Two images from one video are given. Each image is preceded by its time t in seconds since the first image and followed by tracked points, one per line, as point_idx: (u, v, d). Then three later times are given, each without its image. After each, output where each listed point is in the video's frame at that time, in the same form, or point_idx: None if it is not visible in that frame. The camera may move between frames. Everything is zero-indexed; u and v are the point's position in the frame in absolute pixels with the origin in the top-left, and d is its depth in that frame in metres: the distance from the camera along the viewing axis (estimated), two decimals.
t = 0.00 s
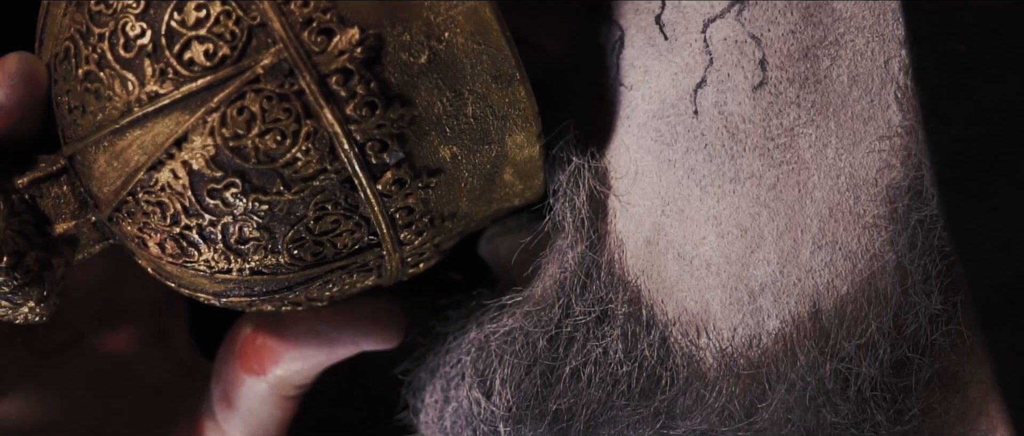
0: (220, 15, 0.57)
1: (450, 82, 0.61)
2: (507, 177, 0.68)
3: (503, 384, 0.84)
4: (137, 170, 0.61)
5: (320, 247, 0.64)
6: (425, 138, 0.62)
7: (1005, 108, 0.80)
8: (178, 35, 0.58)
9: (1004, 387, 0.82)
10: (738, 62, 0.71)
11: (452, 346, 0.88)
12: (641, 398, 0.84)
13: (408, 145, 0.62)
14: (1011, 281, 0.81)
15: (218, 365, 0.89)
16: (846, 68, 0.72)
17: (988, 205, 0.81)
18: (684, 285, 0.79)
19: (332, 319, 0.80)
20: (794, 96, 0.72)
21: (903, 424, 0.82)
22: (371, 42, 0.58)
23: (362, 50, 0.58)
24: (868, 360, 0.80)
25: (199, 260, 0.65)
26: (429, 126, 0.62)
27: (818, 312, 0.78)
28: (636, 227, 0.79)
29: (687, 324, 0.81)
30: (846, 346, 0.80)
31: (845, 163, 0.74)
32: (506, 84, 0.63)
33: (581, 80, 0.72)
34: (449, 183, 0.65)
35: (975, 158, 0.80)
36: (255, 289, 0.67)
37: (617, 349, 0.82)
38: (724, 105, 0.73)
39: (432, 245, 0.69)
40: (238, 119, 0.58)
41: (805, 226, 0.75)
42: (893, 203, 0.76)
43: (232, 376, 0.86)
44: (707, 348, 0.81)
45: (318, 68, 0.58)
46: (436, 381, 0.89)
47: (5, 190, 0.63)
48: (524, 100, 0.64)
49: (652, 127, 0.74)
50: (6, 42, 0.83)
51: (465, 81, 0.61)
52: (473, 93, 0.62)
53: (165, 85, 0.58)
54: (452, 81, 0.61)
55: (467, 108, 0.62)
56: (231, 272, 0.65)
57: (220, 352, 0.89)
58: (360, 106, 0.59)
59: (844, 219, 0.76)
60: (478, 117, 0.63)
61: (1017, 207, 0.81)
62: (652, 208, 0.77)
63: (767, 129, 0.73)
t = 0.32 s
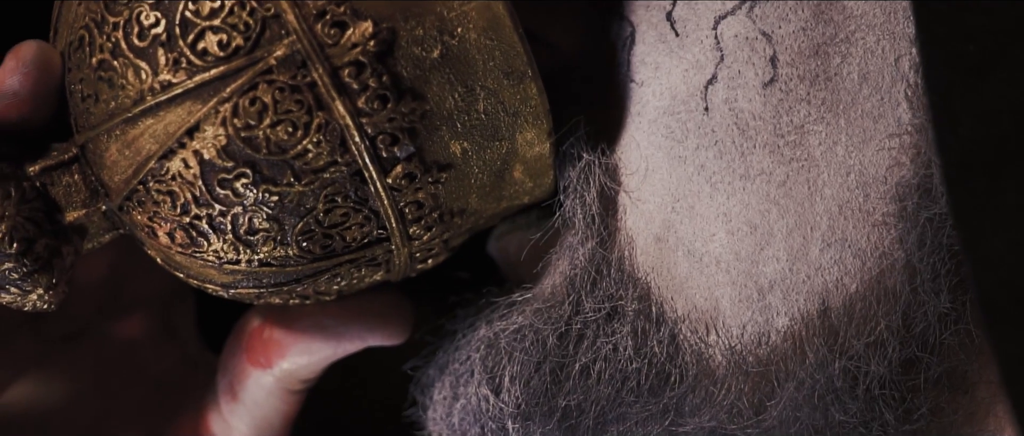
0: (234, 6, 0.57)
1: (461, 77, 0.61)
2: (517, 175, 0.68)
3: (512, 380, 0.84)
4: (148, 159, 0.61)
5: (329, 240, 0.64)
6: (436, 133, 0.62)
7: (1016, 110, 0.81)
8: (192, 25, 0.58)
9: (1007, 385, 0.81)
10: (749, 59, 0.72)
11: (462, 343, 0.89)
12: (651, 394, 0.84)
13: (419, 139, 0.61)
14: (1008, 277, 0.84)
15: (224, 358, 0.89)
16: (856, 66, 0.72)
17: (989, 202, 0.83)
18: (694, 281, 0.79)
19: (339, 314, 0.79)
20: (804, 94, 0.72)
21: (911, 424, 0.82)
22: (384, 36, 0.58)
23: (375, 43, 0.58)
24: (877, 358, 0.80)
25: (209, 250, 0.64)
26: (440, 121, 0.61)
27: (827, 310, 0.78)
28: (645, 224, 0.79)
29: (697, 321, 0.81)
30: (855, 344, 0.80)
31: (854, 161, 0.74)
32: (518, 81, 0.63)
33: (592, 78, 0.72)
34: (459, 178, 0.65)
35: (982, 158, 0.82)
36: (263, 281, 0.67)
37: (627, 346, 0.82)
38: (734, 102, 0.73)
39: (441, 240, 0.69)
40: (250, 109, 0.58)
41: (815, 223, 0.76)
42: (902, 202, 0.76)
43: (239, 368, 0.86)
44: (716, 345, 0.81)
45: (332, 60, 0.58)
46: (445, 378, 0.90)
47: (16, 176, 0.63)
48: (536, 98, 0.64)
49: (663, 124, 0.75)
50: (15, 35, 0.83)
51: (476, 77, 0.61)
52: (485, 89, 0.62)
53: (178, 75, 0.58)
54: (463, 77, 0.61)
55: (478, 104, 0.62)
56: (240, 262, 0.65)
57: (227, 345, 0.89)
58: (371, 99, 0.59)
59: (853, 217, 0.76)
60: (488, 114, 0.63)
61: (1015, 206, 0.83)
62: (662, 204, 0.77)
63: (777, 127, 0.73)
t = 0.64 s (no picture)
0: None
1: (471, 72, 0.60)
2: (525, 173, 0.68)
3: (520, 384, 0.83)
4: (157, 147, 0.61)
5: (335, 233, 0.63)
6: (445, 128, 0.61)
7: None
8: (203, 14, 0.57)
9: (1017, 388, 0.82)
10: (757, 60, 0.71)
11: (470, 347, 0.88)
12: (658, 397, 0.84)
13: (427, 133, 0.61)
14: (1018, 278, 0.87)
15: (229, 352, 0.89)
16: (865, 68, 0.72)
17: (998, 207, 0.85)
18: (702, 284, 0.79)
19: (344, 309, 0.79)
20: (812, 95, 0.72)
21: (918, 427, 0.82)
22: (394, 29, 0.58)
23: (385, 36, 0.57)
24: (884, 363, 0.80)
25: (215, 240, 0.64)
26: (448, 116, 0.61)
27: (835, 313, 0.78)
28: (654, 227, 0.78)
29: (705, 324, 0.80)
30: (862, 347, 0.79)
31: (862, 164, 0.74)
32: (527, 78, 0.62)
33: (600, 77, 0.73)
34: (467, 174, 0.64)
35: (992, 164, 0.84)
36: (269, 272, 0.66)
37: (635, 349, 0.82)
38: (743, 103, 0.73)
39: (448, 237, 0.68)
40: (259, 99, 0.57)
41: (822, 226, 0.75)
42: (909, 205, 0.76)
43: (243, 362, 0.86)
44: (724, 348, 0.81)
45: (341, 54, 0.57)
46: (453, 381, 0.91)
47: (27, 163, 0.63)
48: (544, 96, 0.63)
49: (672, 125, 0.74)
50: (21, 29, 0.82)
51: (485, 73, 0.61)
52: (494, 85, 0.61)
53: (188, 64, 0.58)
54: (472, 71, 0.60)
55: (487, 100, 0.62)
56: (245, 253, 0.64)
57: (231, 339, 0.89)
58: (380, 91, 0.58)
59: (861, 220, 0.75)
60: (497, 109, 0.62)
61: None
62: (671, 206, 0.77)
63: (786, 128, 0.73)
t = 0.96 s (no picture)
0: None
1: (481, 66, 0.60)
2: (533, 170, 0.68)
3: (525, 381, 0.83)
4: (166, 132, 0.60)
5: (342, 225, 0.63)
6: (453, 121, 0.61)
7: None
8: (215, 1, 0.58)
9: None
10: (768, 57, 0.72)
11: (475, 345, 0.88)
12: (664, 393, 0.83)
13: (436, 125, 0.60)
14: None
15: (233, 342, 0.89)
16: (875, 67, 0.72)
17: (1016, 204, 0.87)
18: (710, 279, 0.78)
19: (350, 302, 0.79)
20: (822, 93, 0.72)
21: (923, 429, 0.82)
22: (405, 21, 0.58)
23: (396, 27, 0.58)
24: (890, 362, 0.80)
25: (221, 228, 0.64)
26: (458, 109, 0.60)
27: (841, 312, 0.78)
28: (662, 223, 0.79)
29: (711, 321, 0.80)
30: (868, 346, 0.79)
31: (870, 163, 0.74)
32: (537, 73, 0.62)
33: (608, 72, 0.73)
34: (475, 169, 0.64)
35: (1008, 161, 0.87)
36: (274, 262, 0.66)
37: (641, 344, 0.82)
38: (753, 100, 0.73)
39: (455, 232, 0.68)
40: (269, 86, 0.58)
41: (829, 223, 0.75)
42: (917, 204, 0.76)
43: (246, 353, 0.86)
44: (729, 346, 0.81)
45: (351, 44, 0.57)
46: (458, 378, 0.91)
47: (38, 147, 0.63)
48: (554, 92, 0.64)
49: (682, 121, 0.74)
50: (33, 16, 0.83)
51: (495, 68, 0.61)
52: (503, 80, 0.61)
53: (200, 50, 0.58)
54: (481, 64, 0.60)
55: (497, 95, 0.61)
56: (251, 242, 0.64)
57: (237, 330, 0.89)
58: (390, 82, 0.58)
59: (868, 219, 0.75)
60: (507, 104, 0.62)
61: None
62: (680, 203, 0.77)
63: (794, 126, 0.73)
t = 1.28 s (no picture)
0: None
1: (491, 52, 0.60)
2: (541, 160, 0.68)
3: (532, 371, 0.84)
4: (175, 112, 0.61)
5: (349, 210, 0.63)
6: (462, 108, 0.61)
7: None
8: None
9: None
10: (780, 50, 0.71)
11: (481, 336, 0.89)
12: (671, 385, 0.84)
13: (444, 112, 0.61)
14: None
15: (238, 329, 0.89)
16: (888, 62, 0.72)
17: None
18: (718, 271, 0.79)
19: (356, 289, 0.79)
20: (834, 87, 0.72)
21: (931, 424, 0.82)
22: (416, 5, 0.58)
23: (407, 12, 0.58)
24: (898, 357, 0.80)
25: (228, 210, 0.64)
26: (467, 96, 0.61)
27: (850, 305, 0.78)
28: (673, 215, 0.79)
29: (720, 313, 0.80)
30: (876, 340, 0.80)
31: (881, 157, 0.74)
32: (547, 62, 0.62)
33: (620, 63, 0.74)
34: (483, 157, 0.64)
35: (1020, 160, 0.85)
36: (279, 246, 0.66)
37: (649, 336, 0.82)
38: (765, 93, 0.73)
39: (461, 221, 0.68)
40: (279, 68, 0.58)
41: (840, 217, 0.75)
42: (928, 200, 0.76)
43: (251, 340, 0.86)
44: (737, 339, 0.81)
45: (362, 28, 0.58)
46: (464, 369, 0.91)
47: (48, 126, 0.64)
48: (563, 82, 0.64)
49: (693, 113, 0.75)
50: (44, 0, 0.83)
51: (505, 55, 0.61)
52: (513, 68, 0.61)
53: (211, 30, 0.58)
54: (491, 51, 0.60)
55: (507, 82, 0.62)
56: (257, 225, 0.64)
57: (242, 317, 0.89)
58: (399, 67, 0.58)
59: (879, 213, 0.75)
60: (516, 93, 0.62)
61: None
62: (691, 195, 0.77)
63: (806, 119, 0.73)
